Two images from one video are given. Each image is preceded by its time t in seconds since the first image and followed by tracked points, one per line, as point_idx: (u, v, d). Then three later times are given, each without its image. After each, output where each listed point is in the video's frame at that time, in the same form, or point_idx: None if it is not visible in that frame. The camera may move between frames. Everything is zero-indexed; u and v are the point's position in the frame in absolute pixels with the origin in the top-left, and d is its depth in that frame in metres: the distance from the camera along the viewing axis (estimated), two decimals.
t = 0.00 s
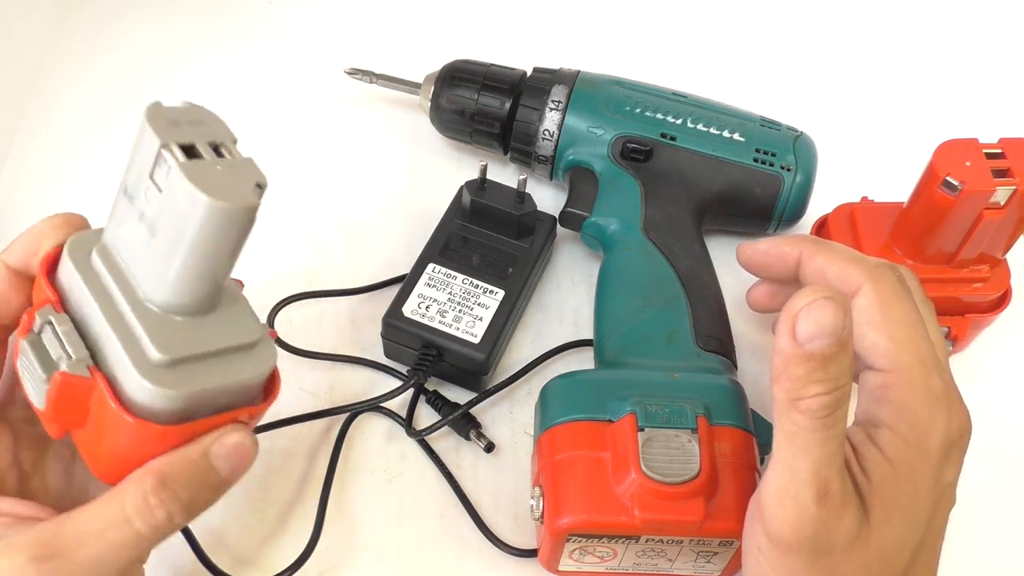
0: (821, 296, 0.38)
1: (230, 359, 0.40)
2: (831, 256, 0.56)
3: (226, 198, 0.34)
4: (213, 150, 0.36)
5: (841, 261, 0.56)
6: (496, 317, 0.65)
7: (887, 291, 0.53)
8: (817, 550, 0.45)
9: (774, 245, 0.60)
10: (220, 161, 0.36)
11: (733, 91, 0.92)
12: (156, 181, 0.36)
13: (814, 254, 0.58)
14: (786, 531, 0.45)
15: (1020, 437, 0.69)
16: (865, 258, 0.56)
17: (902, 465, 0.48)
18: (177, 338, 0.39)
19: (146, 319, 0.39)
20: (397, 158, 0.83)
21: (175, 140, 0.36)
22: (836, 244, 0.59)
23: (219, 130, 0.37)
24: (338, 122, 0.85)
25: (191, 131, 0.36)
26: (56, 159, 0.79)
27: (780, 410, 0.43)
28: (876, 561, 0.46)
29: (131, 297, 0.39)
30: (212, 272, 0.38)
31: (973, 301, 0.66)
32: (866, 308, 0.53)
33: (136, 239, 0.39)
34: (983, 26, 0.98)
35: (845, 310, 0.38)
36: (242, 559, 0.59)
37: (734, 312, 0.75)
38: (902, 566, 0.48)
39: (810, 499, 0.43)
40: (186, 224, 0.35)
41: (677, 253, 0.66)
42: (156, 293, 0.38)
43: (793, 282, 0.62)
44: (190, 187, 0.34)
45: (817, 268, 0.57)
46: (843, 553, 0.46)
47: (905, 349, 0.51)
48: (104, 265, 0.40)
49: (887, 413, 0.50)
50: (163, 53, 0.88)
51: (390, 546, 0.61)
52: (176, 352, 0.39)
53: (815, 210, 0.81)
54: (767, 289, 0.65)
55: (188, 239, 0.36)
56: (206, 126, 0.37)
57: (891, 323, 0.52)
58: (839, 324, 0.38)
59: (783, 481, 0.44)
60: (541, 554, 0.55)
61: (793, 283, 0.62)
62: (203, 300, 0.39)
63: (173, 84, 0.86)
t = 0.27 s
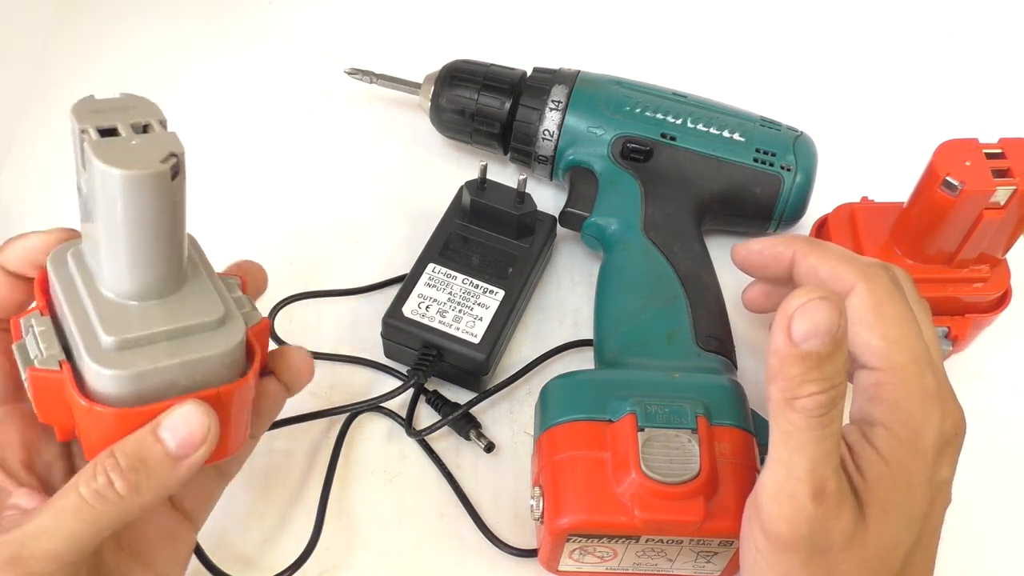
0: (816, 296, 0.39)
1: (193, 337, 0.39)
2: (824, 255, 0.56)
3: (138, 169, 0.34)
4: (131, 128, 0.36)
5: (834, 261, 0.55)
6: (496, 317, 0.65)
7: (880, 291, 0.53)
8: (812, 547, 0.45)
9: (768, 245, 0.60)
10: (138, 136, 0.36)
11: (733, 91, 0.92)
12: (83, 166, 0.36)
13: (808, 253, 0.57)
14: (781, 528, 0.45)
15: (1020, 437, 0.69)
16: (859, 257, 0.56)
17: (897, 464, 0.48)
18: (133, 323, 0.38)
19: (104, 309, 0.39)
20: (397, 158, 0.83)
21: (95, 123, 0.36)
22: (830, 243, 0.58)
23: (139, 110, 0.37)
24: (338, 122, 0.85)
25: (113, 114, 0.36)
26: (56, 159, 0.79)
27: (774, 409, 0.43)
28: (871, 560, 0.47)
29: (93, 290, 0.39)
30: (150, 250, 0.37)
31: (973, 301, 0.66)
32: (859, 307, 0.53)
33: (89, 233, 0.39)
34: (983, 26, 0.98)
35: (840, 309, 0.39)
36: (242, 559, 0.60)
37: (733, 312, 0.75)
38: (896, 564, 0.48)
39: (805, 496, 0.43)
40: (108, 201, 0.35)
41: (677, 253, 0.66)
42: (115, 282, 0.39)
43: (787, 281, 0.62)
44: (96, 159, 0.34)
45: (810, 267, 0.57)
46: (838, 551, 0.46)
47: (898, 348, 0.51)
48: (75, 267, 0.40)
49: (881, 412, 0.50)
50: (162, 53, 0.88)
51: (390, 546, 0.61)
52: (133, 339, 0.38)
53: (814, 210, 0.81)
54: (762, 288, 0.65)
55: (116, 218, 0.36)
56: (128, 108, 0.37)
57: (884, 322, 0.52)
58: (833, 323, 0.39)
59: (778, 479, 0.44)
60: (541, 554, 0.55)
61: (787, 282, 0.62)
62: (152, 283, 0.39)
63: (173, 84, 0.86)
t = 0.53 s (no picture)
0: (803, 294, 0.39)
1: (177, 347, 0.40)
2: (811, 253, 0.55)
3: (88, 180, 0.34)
4: (90, 142, 0.36)
5: (821, 258, 0.54)
6: (496, 317, 0.65)
7: (864, 287, 0.52)
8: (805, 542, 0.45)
9: (755, 243, 0.59)
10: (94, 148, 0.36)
11: (733, 91, 0.92)
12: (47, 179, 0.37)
13: (795, 251, 0.56)
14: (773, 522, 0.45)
15: (1020, 437, 0.69)
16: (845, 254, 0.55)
17: (885, 457, 0.48)
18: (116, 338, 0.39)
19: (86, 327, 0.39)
20: (398, 158, 0.83)
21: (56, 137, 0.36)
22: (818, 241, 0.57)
23: (100, 124, 0.37)
24: (338, 122, 0.85)
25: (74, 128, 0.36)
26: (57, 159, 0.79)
27: (763, 405, 0.43)
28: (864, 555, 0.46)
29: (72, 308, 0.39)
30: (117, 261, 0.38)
31: (973, 301, 0.66)
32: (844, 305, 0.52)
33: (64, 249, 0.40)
34: (983, 26, 0.98)
35: (826, 306, 0.39)
36: (241, 559, 0.60)
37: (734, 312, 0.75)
38: (889, 559, 0.48)
39: (797, 490, 0.43)
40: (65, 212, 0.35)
41: (677, 253, 0.66)
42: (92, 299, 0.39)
43: (776, 278, 0.60)
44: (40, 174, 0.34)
45: (798, 265, 0.56)
46: (830, 545, 0.45)
47: (884, 343, 0.51)
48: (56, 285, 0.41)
49: (868, 407, 0.50)
50: (162, 54, 0.88)
51: (390, 546, 0.61)
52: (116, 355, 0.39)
53: (814, 210, 0.82)
54: (751, 286, 0.64)
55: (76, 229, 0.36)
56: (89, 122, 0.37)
57: (870, 318, 0.51)
58: (820, 321, 0.39)
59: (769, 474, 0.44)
60: (541, 554, 0.55)
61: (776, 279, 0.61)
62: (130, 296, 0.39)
63: (173, 84, 0.86)
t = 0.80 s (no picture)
0: (800, 292, 0.39)
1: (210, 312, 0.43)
2: (806, 252, 0.55)
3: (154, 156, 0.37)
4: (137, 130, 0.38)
5: (817, 256, 0.54)
6: (496, 317, 0.65)
7: (859, 285, 0.52)
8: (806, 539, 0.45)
9: (751, 241, 0.59)
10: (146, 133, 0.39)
11: (733, 91, 0.92)
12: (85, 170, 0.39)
13: (792, 249, 0.56)
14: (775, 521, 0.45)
15: (1020, 437, 0.69)
16: (841, 253, 0.55)
17: (882, 454, 0.48)
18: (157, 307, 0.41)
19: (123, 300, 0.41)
20: (397, 158, 0.83)
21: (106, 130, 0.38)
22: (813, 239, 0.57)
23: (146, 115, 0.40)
24: (338, 122, 0.85)
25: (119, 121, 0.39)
26: (58, 160, 0.79)
27: (762, 403, 0.43)
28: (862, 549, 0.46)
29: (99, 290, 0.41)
30: (160, 231, 0.40)
31: (973, 301, 0.66)
32: (840, 303, 0.52)
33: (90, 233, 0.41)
34: (983, 26, 0.98)
35: (824, 304, 0.39)
36: (241, 559, 0.59)
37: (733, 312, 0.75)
38: (888, 556, 0.47)
39: (796, 488, 0.43)
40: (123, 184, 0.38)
41: (677, 253, 0.66)
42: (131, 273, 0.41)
43: (772, 276, 0.60)
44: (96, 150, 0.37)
45: (794, 264, 0.56)
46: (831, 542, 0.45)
47: (880, 341, 0.51)
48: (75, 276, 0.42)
49: (865, 404, 0.50)
50: (163, 54, 0.88)
51: (390, 546, 0.61)
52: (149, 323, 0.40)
53: (814, 210, 0.82)
54: (748, 284, 0.64)
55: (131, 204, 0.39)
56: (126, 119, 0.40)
57: (865, 316, 0.51)
58: (818, 318, 0.39)
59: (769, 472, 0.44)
60: (541, 554, 0.55)
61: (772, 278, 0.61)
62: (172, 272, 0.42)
63: (173, 84, 0.86)
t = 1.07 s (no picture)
0: (796, 291, 0.39)
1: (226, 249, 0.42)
2: (804, 251, 0.55)
3: (203, 107, 0.42)
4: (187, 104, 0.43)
5: (814, 255, 0.54)
6: (496, 317, 0.65)
7: (856, 284, 0.52)
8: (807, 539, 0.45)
9: (749, 239, 0.59)
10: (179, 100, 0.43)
11: (733, 91, 0.92)
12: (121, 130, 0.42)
13: (790, 248, 0.56)
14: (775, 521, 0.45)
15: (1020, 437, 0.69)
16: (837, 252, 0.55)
17: (882, 452, 0.48)
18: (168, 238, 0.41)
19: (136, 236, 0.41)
20: (397, 158, 0.83)
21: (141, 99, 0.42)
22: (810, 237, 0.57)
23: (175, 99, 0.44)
24: (338, 122, 0.85)
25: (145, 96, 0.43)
26: (58, 160, 0.79)
27: (759, 402, 0.44)
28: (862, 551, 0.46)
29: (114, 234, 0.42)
30: (197, 172, 0.42)
31: (973, 301, 0.66)
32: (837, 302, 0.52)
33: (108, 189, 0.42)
34: (983, 26, 0.98)
35: (820, 303, 0.39)
36: (241, 558, 0.60)
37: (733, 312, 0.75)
38: (888, 557, 0.47)
39: (795, 486, 0.43)
40: (172, 129, 0.41)
41: (677, 253, 0.66)
42: (149, 214, 0.41)
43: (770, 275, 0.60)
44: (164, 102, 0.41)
45: (792, 262, 0.56)
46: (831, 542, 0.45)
47: (879, 339, 0.51)
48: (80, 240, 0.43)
49: (863, 402, 0.50)
50: (163, 54, 0.88)
51: (390, 546, 0.61)
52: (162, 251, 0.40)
53: (814, 210, 0.82)
54: (746, 282, 0.64)
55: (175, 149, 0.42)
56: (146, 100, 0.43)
57: (862, 314, 0.51)
58: (815, 316, 0.39)
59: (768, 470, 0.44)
60: (541, 554, 0.55)
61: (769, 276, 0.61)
62: (199, 216, 0.43)
63: (174, 84, 0.86)
